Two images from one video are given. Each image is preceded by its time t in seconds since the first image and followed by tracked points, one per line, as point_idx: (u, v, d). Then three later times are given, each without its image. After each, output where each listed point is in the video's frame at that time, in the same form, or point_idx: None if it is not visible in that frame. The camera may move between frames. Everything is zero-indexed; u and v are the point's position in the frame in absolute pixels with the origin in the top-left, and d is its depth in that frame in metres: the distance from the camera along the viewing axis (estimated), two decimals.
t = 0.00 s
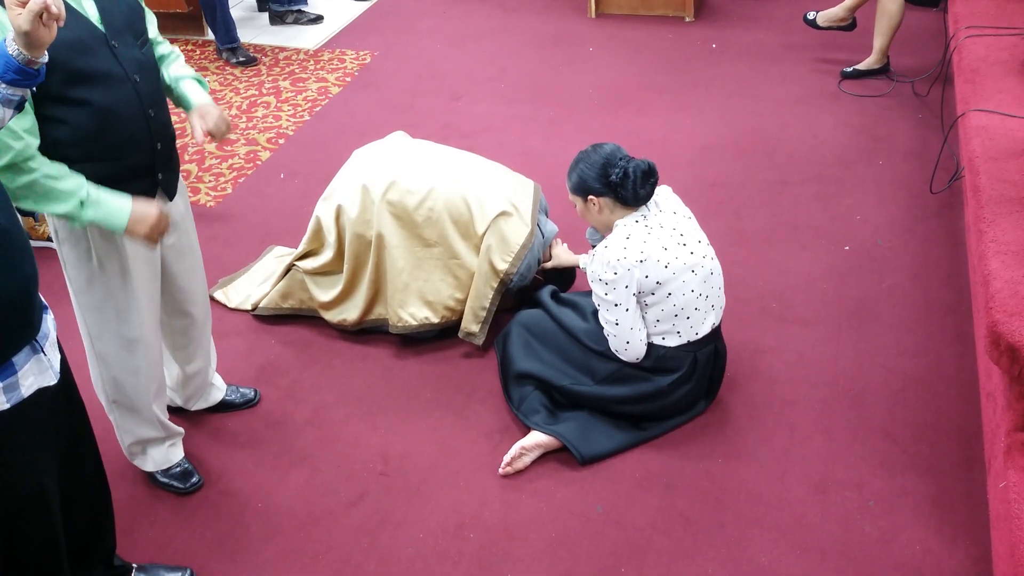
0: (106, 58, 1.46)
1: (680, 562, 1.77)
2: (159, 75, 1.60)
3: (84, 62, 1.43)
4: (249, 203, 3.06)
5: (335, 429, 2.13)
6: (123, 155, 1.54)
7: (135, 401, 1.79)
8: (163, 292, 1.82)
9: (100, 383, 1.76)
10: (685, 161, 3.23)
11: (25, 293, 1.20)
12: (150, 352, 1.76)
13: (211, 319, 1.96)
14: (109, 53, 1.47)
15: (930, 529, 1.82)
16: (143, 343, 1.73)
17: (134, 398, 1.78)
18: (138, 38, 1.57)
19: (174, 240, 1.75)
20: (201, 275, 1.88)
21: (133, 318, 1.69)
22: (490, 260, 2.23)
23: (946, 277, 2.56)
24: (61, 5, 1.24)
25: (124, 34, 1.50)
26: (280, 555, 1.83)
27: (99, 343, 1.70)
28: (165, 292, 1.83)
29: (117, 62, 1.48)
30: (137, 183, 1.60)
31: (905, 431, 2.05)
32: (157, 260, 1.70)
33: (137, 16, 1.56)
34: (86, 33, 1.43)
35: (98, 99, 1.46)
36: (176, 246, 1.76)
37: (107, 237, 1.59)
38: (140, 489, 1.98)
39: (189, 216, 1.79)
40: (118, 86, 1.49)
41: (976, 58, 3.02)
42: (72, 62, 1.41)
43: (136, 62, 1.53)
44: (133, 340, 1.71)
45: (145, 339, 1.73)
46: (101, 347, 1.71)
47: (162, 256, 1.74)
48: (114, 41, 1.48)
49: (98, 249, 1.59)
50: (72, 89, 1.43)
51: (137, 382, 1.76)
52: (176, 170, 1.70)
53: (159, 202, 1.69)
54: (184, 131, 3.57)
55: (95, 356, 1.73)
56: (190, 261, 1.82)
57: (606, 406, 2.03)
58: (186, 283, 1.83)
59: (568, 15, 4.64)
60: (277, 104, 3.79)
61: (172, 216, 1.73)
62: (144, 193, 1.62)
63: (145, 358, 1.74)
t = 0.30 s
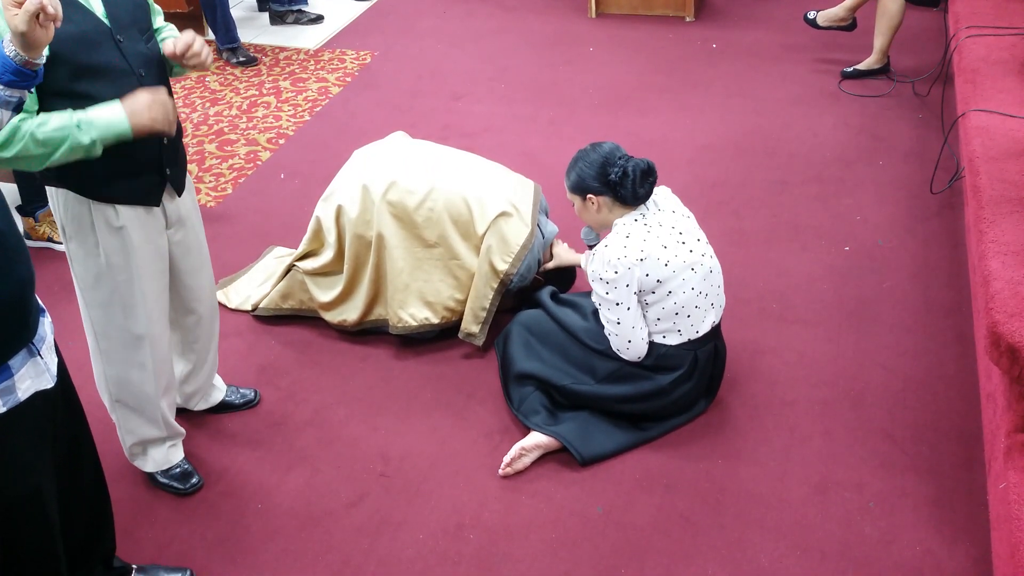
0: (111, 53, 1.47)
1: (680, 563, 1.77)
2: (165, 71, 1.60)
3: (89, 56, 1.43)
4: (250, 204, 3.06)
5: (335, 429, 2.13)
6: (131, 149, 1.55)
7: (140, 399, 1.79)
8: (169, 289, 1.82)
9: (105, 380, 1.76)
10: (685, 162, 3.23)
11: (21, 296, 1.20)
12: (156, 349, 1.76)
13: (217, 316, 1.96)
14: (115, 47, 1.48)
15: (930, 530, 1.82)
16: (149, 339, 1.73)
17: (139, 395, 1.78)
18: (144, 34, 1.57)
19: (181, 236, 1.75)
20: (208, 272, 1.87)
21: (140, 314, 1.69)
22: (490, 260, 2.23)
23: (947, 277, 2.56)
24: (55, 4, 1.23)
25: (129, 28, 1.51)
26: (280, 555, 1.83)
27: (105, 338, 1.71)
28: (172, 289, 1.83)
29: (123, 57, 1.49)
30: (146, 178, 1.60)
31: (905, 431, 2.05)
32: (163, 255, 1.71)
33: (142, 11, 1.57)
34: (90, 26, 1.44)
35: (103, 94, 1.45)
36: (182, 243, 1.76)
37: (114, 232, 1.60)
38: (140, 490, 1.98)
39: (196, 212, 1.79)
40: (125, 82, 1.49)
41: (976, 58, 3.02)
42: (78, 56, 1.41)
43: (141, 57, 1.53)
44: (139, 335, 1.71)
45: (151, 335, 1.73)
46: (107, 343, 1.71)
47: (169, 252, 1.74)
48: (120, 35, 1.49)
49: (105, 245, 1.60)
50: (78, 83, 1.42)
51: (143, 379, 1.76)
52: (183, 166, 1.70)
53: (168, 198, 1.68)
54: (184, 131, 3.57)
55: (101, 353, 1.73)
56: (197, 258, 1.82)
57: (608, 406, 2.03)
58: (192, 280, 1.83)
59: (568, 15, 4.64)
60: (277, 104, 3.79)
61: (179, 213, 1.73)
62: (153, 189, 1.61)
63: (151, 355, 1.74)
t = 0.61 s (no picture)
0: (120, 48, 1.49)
1: (680, 563, 1.77)
2: (171, 66, 1.62)
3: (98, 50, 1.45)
4: (250, 204, 3.06)
5: (335, 429, 2.13)
6: (142, 142, 1.57)
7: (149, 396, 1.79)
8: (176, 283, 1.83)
9: (114, 378, 1.77)
10: (685, 162, 3.23)
11: (15, 300, 1.20)
12: (166, 344, 1.77)
13: (223, 312, 1.97)
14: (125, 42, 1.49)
15: (930, 530, 1.82)
16: (160, 333, 1.74)
17: (150, 391, 1.79)
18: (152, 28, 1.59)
19: (190, 230, 1.77)
20: (216, 267, 1.89)
21: (150, 309, 1.70)
22: (490, 260, 2.23)
23: (947, 277, 2.56)
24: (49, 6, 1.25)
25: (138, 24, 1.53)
26: (280, 556, 1.83)
27: (116, 334, 1.72)
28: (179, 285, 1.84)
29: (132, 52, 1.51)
30: (156, 171, 1.62)
31: (905, 431, 2.05)
32: (173, 249, 1.72)
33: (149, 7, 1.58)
34: (99, 21, 1.46)
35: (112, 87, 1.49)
36: (191, 236, 1.78)
37: (125, 227, 1.62)
38: (140, 490, 1.98)
39: (202, 206, 1.81)
40: (133, 74, 1.51)
41: (976, 58, 3.02)
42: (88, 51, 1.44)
43: (149, 50, 1.55)
44: (150, 331, 1.72)
45: (162, 330, 1.74)
46: (117, 339, 1.72)
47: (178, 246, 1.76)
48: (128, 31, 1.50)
49: (116, 239, 1.62)
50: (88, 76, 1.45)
51: (152, 375, 1.77)
52: (191, 159, 1.71)
53: (177, 191, 1.70)
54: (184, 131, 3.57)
55: (111, 350, 1.74)
56: (205, 252, 1.83)
57: (607, 405, 2.03)
58: (199, 275, 1.84)
59: (568, 15, 4.64)
60: (277, 104, 3.79)
61: (187, 206, 1.74)
62: (163, 182, 1.63)
63: (161, 350, 1.75)
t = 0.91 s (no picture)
0: (129, 42, 1.50)
1: (680, 562, 1.77)
2: (178, 59, 1.63)
3: (107, 44, 1.46)
4: (250, 203, 3.07)
5: (335, 429, 2.13)
6: (150, 134, 1.58)
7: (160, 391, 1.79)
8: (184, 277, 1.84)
9: (126, 374, 1.76)
10: (685, 161, 3.23)
11: (9, 304, 1.19)
12: (177, 338, 1.77)
13: (229, 307, 1.97)
14: (132, 35, 1.50)
15: (930, 529, 1.82)
16: (171, 327, 1.74)
17: (161, 385, 1.79)
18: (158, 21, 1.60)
19: (198, 222, 1.78)
20: (222, 260, 1.89)
21: (162, 302, 1.70)
22: (490, 260, 2.23)
23: (947, 276, 2.56)
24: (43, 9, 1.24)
25: (142, 16, 1.54)
26: (280, 555, 1.83)
27: (128, 330, 1.71)
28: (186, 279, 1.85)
29: (139, 45, 1.52)
30: (165, 163, 1.63)
31: (905, 431, 2.05)
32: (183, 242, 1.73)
33: None
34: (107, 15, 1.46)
35: (121, 80, 1.50)
36: (199, 228, 1.78)
37: (137, 220, 1.63)
38: (140, 489, 1.98)
39: (209, 199, 1.81)
40: (140, 68, 1.52)
41: (976, 57, 3.02)
42: (97, 45, 1.45)
43: (156, 43, 1.56)
44: (162, 325, 1.72)
45: (173, 323, 1.74)
46: (130, 334, 1.72)
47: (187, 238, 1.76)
48: (135, 24, 1.51)
49: (128, 232, 1.63)
50: (98, 70, 1.47)
51: (163, 370, 1.78)
52: (198, 152, 1.72)
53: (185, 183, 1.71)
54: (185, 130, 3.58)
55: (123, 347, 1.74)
56: (212, 245, 1.84)
57: (607, 404, 2.03)
58: (207, 269, 1.85)
59: (568, 15, 4.64)
60: (278, 104, 3.79)
61: (196, 199, 1.75)
62: (172, 174, 1.64)
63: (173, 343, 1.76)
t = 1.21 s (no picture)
0: (126, 40, 1.50)
1: (680, 562, 1.77)
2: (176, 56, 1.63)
3: (105, 43, 1.47)
4: (249, 203, 3.06)
5: (335, 428, 2.13)
6: (149, 131, 1.58)
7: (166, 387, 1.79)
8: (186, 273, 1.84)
9: (133, 371, 1.76)
10: (685, 161, 3.23)
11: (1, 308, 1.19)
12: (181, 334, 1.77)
13: (229, 304, 1.97)
14: (129, 34, 1.50)
15: (931, 528, 1.82)
16: (177, 323, 1.74)
17: (167, 382, 1.79)
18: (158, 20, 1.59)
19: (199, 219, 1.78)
20: (224, 255, 1.90)
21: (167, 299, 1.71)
22: (490, 259, 2.23)
23: (947, 275, 2.56)
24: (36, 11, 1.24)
25: (143, 15, 1.53)
26: (280, 554, 1.83)
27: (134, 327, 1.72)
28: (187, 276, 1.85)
29: (137, 43, 1.51)
30: (163, 159, 1.63)
31: (905, 430, 2.05)
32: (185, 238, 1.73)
33: None
34: (104, 15, 1.46)
35: (119, 79, 1.50)
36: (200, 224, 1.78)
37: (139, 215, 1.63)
38: (140, 489, 1.98)
39: (209, 197, 1.82)
40: (138, 66, 1.52)
41: (976, 57, 3.02)
42: (96, 44, 1.45)
43: (154, 42, 1.55)
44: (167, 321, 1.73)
45: (178, 319, 1.74)
46: (135, 330, 1.72)
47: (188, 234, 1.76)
48: (133, 22, 1.50)
49: (130, 228, 1.63)
50: (97, 69, 1.48)
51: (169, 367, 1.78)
52: (198, 149, 1.73)
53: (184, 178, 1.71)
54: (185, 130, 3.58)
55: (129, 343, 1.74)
56: (214, 241, 1.84)
57: (606, 404, 2.03)
58: (209, 266, 1.85)
59: (568, 14, 4.63)
60: (278, 103, 3.79)
61: (196, 195, 1.75)
62: (171, 169, 1.65)
63: (178, 339, 1.76)
